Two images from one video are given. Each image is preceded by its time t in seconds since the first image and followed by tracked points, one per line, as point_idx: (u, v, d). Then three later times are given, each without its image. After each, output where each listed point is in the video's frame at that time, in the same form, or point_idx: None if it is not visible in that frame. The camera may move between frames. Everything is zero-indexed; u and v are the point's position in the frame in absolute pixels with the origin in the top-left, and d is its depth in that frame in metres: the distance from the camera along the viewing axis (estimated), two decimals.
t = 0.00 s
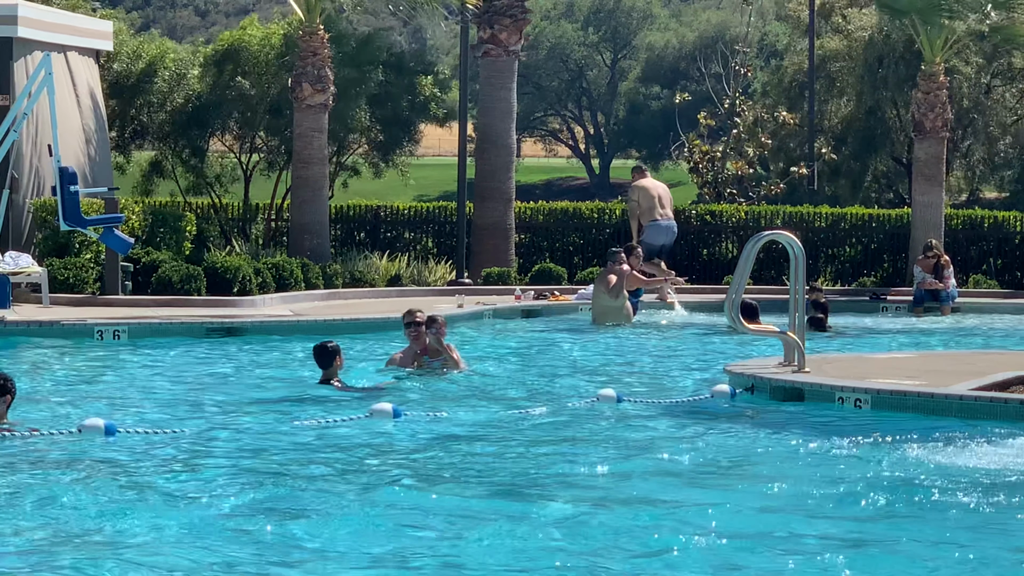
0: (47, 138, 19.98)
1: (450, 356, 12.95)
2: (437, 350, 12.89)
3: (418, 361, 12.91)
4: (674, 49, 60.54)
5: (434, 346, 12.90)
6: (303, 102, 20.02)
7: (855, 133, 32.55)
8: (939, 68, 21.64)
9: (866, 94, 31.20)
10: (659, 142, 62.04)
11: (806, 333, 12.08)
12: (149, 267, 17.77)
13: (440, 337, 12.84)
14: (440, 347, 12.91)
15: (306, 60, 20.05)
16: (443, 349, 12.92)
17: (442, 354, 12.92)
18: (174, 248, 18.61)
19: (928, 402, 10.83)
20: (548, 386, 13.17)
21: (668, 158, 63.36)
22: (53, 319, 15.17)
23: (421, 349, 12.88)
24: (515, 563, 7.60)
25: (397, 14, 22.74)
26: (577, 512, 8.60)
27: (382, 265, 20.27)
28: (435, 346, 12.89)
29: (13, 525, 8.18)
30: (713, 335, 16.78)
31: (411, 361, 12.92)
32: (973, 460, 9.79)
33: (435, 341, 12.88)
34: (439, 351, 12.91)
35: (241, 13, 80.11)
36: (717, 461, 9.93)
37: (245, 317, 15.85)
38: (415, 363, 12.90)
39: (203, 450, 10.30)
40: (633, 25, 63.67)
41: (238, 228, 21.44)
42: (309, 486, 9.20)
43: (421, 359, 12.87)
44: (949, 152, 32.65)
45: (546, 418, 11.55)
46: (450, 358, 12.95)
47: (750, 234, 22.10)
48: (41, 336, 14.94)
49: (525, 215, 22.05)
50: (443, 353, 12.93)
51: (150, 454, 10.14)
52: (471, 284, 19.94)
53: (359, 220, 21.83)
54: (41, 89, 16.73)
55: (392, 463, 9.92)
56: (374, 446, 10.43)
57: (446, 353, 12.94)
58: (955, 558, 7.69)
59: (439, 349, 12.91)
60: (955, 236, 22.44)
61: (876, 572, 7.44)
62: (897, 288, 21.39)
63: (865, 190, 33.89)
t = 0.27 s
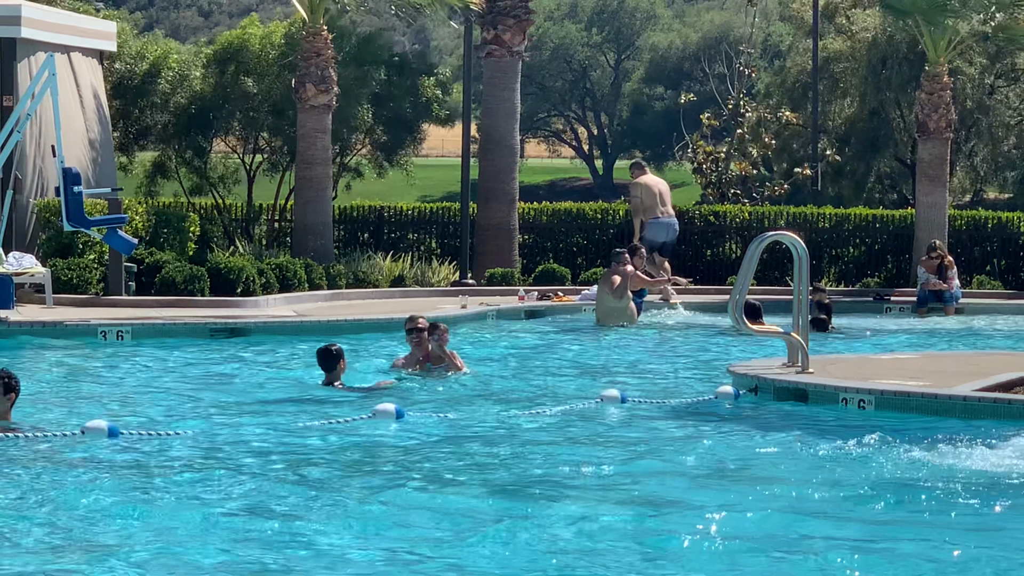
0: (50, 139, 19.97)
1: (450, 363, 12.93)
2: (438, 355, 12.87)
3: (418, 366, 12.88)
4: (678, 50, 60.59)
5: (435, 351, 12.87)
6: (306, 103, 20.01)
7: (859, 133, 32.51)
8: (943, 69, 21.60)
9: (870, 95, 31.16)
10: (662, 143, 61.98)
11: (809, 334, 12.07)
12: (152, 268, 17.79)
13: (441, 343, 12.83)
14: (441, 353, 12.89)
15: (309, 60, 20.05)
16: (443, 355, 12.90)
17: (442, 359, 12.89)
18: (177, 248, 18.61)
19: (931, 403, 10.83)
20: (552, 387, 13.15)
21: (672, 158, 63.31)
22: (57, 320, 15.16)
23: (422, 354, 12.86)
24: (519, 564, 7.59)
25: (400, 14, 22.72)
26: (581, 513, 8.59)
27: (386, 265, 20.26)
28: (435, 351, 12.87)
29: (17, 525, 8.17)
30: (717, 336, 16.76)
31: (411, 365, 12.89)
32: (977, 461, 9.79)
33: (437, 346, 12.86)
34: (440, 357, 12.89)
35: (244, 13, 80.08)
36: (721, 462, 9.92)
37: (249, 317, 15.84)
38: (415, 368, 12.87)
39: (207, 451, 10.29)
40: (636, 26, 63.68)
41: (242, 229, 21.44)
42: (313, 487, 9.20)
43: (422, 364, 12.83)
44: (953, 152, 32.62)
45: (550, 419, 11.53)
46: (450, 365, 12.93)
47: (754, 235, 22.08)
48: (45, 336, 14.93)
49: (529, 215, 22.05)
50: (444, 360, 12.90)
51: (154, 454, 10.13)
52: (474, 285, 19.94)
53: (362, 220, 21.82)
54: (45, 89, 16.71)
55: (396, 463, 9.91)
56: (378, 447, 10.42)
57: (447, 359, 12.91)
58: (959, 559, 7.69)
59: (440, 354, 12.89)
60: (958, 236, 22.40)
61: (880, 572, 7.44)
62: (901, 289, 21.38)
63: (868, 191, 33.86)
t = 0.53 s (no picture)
0: (54, 139, 19.98)
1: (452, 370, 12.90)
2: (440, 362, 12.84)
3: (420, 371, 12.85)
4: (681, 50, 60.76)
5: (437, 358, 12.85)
6: (310, 104, 20.01)
7: (862, 134, 32.48)
8: (946, 69, 21.58)
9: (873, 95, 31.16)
10: (666, 143, 61.97)
11: (812, 335, 12.06)
12: (155, 268, 17.79)
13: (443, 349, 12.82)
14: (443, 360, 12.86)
15: (313, 60, 20.04)
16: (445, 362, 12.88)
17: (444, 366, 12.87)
18: (180, 249, 18.63)
19: (935, 403, 10.82)
20: (555, 387, 13.14)
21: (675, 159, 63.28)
22: (61, 320, 15.16)
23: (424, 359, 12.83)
24: (523, 564, 7.59)
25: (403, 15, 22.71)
26: (584, 514, 8.58)
27: (389, 266, 20.26)
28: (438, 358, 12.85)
29: (20, 525, 8.16)
30: (720, 336, 16.74)
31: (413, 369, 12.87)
32: (980, 461, 9.78)
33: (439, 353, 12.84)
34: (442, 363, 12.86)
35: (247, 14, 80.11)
36: (724, 463, 9.91)
37: (252, 318, 15.84)
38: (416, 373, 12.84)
39: (210, 451, 10.28)
40: (640, 26, 63.67)
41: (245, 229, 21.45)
42: (316, 487, 9.19)
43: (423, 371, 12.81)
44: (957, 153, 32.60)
45: (553, 419, 11.52)
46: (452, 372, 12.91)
47: (757, 236, 22.06)
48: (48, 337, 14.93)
49: (532, 215, 22.05)
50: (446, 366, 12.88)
51: (158, 455, 10.12)
52: (478, 285, 19.94)
53: (366, 221, 21.83)
54: (49, 89, 16.70)
55: (400, 463, 9.90)
56: (381, 448, 10.40)
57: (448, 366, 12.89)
58: (964, 559, 7.68)
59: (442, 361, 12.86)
60: (962, 237, 22.39)
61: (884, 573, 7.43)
62: (904, 289, 21.36)
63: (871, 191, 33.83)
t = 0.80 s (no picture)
0: (57, 139, 20.00)
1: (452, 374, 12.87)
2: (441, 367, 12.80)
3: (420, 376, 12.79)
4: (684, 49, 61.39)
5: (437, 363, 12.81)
6: (312, 104, 20.02)
7: (864, 134, 32.47)
8: (949, 70, 21.57)
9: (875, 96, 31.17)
10: (668, 144, 62.00)
11: (815, 335, 12.05)
12: (158, 268, 17.74)
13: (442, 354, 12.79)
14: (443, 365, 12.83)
15: (316, 61, 20.06)
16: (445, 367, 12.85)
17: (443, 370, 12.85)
18: (183, 249, 18.63)
19: (937, 404, 10.82)
20: (557, 387, 13.14)
21: (678, 159, 63.27)
22: (64, 320, 15.17)
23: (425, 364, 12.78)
24: (526, 564, 7.59)
25: (406, 15, 22.71)
26: (586, 513, 8.58)
27: (392, 266, 20.26)
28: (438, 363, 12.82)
29: (23, 525, 8.17)
30: (723, 337, 16.74)
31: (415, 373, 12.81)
32: (983, 462, 9.77)
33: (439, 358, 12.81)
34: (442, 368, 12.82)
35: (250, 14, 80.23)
36: (727, 463, 9.89)
37: (254, 318, 15.83)
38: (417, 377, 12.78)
39: (211, 452, 10.27)
40: (643, 27, 63.71)
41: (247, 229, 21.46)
42: (317, 488, 9.19)
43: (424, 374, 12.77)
44: (959, 154, 32.60)
45: (556, 420, 11.51)
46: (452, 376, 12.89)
47: (760, 236, 22.05)
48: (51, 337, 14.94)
49: (534, 216, 22.06)
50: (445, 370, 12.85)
51: (160, 454, 10.13)
52: (480, 285, 19.94)
53: (368, 221, 21.83)
54: (51, 90, 16.68)
55: (402, 463, 9.90)
56: (383, 447, 10.40)
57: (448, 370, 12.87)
58: (967, 559, 7.68)
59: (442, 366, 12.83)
60: (964, 237, 22.38)
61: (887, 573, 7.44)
62: (906, 290, 21.35)
63: (874, 192, 33.82)
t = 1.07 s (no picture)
0: (59, 140, 20.00)
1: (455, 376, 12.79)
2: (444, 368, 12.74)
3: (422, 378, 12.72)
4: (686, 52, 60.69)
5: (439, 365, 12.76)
6: (314, 104, 20.02)
7: (866, 135, 32.45)
8: (951, 71, 21.56)
9: (877, 97, 31.18)
10: (671, 145, 62.00)
11: (817, 336, 12.05)
12: (160, 269, 17.76)
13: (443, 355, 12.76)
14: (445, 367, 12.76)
15: (318, 62, 20.06)
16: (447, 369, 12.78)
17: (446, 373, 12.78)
18: (185, 249, 18.62)
19: (939, 405, 10.82)
20: (559, 388, 13.13)
21: (680, 160, 63.26)
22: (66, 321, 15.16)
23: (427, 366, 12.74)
24: (529, 564, 7.59)
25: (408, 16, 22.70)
26: (589, 513, 8.59)
27: (394, 267, 20.26)
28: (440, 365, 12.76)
29: (26, 525, 8.17)
30: (725, 337, 16.74)
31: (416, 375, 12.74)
32: (985, 463, 9.77)
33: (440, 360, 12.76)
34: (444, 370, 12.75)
35: (252, 15, 80.23)
36: (729, 464, 9.89)
37: (256, 319, 15.83)
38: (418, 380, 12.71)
39: (214, 452, 10.27)
40: (645, 27, 63.70)
41: (249, 230, 21.46)
42: (320, 488, 9.19)
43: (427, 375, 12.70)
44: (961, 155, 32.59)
45: (558, 420, 11.51)
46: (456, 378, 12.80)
47: (761, 237, 22.03)
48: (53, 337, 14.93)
49: (536, 217, 22.05)
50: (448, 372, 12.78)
51: (163, 455, 10.13)
52: (482, 286, 19.94)
53: (369, 222, 21.83)
54: (53, 90, 16.68)
55: (404, 464, 9.90)
56: (385, 448, 10.40)
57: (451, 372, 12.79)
58: (970, 560, 7.68)
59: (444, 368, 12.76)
60: (966, 238, 22.37)
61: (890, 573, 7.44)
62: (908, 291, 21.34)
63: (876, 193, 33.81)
